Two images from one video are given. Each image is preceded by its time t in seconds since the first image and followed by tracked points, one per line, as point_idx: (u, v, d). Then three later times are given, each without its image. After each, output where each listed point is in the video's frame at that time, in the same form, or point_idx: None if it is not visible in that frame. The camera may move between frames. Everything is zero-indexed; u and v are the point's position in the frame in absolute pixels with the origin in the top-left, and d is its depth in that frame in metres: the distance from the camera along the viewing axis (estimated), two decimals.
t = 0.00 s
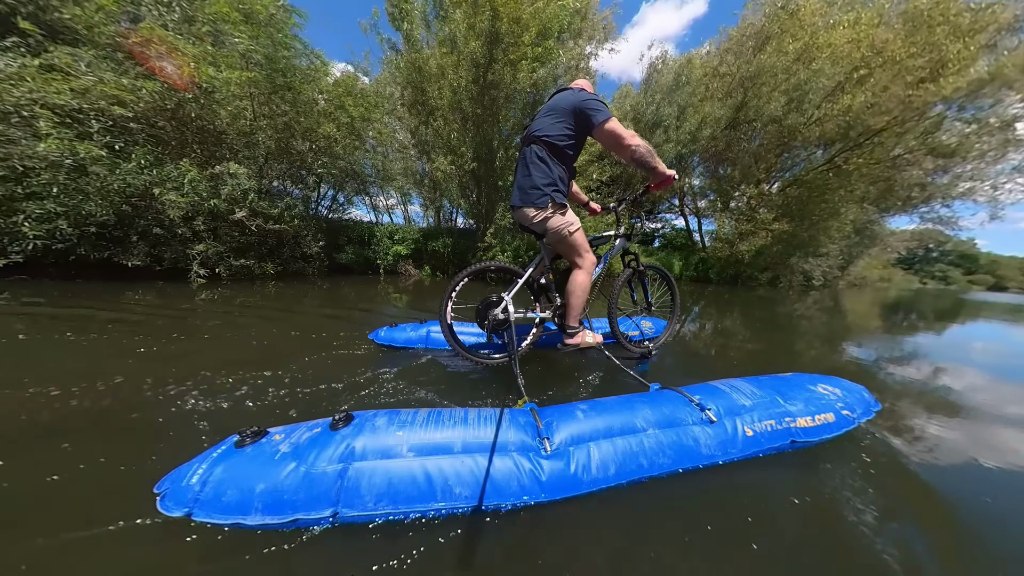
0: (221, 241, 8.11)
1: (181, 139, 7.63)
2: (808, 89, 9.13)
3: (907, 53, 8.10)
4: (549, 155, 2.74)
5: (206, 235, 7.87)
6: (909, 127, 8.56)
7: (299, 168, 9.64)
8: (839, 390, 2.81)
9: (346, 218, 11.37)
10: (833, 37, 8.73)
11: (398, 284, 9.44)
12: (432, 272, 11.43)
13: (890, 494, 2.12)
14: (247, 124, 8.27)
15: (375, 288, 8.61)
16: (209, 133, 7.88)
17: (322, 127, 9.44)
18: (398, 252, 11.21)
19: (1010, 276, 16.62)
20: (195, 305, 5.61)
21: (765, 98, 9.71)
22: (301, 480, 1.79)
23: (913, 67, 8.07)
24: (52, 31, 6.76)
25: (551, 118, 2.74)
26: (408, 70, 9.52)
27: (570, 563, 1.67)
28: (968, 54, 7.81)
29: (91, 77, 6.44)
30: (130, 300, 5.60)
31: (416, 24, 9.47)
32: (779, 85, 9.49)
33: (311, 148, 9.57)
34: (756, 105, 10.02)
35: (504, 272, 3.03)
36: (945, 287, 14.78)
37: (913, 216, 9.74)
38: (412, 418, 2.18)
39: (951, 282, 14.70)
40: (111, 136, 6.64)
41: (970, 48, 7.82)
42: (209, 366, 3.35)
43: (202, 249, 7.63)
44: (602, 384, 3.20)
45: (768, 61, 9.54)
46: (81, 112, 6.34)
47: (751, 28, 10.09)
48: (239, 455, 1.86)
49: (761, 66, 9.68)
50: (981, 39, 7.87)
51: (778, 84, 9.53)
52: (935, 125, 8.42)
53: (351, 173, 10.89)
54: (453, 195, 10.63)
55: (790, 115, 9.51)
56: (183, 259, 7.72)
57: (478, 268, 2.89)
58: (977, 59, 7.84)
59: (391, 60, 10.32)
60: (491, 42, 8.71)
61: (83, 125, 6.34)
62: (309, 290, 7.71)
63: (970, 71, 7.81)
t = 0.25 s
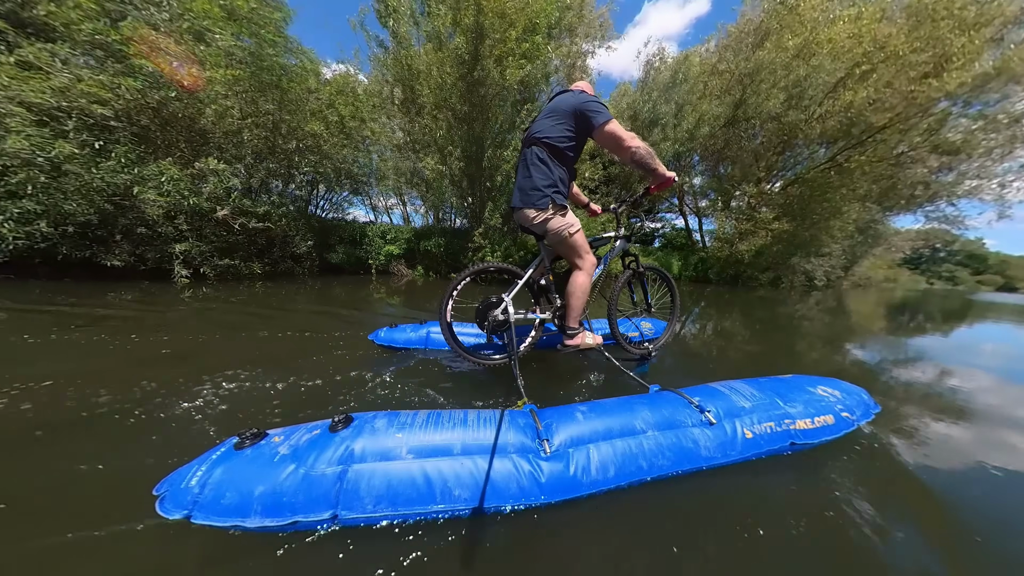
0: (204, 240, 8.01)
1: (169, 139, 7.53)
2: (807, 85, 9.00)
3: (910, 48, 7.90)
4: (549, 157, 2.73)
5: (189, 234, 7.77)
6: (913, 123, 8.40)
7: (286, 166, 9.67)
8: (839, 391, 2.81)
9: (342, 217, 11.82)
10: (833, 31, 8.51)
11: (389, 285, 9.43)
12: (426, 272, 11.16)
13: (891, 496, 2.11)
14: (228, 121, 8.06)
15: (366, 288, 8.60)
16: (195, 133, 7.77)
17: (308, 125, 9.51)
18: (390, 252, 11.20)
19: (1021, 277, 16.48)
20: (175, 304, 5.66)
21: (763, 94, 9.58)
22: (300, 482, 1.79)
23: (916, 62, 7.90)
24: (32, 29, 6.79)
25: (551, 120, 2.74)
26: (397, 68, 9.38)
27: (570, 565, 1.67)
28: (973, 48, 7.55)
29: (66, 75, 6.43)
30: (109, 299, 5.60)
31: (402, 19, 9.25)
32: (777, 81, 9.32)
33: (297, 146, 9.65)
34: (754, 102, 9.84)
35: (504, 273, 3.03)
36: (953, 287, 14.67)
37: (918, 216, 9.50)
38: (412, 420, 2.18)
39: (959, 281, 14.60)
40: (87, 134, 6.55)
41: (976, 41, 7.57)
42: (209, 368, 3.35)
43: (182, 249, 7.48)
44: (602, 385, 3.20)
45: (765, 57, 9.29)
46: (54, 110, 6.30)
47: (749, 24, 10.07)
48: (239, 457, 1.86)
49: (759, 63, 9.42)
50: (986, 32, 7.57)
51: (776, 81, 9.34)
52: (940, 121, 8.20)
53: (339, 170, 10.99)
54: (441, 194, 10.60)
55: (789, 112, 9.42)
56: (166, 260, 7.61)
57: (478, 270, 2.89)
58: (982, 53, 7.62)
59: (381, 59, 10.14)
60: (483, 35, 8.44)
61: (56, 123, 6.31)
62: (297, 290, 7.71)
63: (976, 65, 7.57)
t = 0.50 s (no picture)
0: (188, 240, 8.00)
1: (148, 138, 7.54)
2: (807, 80, 8.71)
3: (914, 42, 7.56)
4: (550, 158, 2.73)
5: (171, 234, 7.76)
6: (919, 118, 8.14)
7: (271, 165, 9.54)
8: (839, 392, 2.79)
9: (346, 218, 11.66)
10: (834, 25, 8.40)
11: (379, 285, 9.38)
12: (417, 272, 11.04)
13: (893, 497, 2.10)
14: (213, 118, 8.22)
15: (359, 288, 8.59)
16: (176, 134, 7.85)
17: (293, 122, 9.36)
18: (382, 252, 11.01)
19: None
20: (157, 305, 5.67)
21: (762, 90, 9.44)
22: (299, 483, 1.79)
23: (922, 57, 7.54)
24: (9, 24, 6.59)
25: (553, 121, 2.73)
26: (382, 64, 9.65)
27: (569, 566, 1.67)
28: (981, 40, 7.18)
29: (39, 72, 6.33)
30: (92, 299, 5.63)
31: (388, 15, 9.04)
32: (777, 77, 9.16)
33: (282, 144, 9.47)
34: (753, 98, 9.68)
35: (504, 274, 3.03)
36: (962, 287, 14.56)
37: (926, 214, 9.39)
38: (412, 421, 2.18)
39: (969, 282, 14.49)
40: (63, 132, 6.46)
41: (983, 34, 7.19)
42: (208, 369, 3.35)
43: (163, 250, 7.44)
44: (602, 386, 3.19)
45: (764, 53, 9.18)
46: (29, 108, 6.20)
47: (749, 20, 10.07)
48: (238, 457, 1.86)
49: (758, 59, 9.33)
50: (995, 25, 7.17)
51: (775, 76, 9.18)
52: (949, 115, 7.97)
53: (334, 170, 10.80)
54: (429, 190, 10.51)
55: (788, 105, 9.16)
56: (147, 261, 7.56)
57: (478, 270, 2.88)
58: (991, 46, 7.25)
59: (373, 56, 9.99)
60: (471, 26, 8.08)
61: (31, 121, 6.19)
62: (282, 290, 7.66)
63: (984, 58, 7.22)
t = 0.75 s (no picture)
0: (171, 238, 7.85)
1: (131, 135, 7.38)
2: (807, 77, 8.59)
3: (919, 36, 7.36)
4: (550, 159, 2.73)
5: (155, 233, 7.61)
6: (924, 115, 8.03)
7: (257, 161, 9.38)
8: (839, 393, 2.78)
9: (349, 218, 12.04)
10: (835, 19, 8.16)
11: (372, 284, 9.33)
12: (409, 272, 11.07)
13: (894, 498, 2.10)
14: (202, 117, 7.97)
15: (350, 288, 8.54)
16: (159, 135, 7.68)
17: (281, 119, 9.12)
18: (372, 251, 11.15)
19: None
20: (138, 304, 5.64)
21: (761, 86, 9.35)
22: (299, 483, 1.80)
23: (927, 52, 7.36)
24: None
25: (552, 122, 2.73)
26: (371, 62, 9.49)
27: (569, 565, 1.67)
28: (988, 33, 6.98)
29: (12, 68, 6.13)
30: (90, 300, 5.62)
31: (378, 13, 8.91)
32: (777, 74, 9.07)
33: (268, 142, 9.25)
34: (751, 95, 9.63)
35: (504, 274, 3.02)
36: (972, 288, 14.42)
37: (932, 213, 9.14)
38: (411, 421, 2.18)
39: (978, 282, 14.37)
40: (41, 129, 6.32)
41: (991, 26, 6.97)
42: (208, 369, 3.36)
43: (145, 249, 7.29)
44: (602, 386, 3.19)
45: (764, 50, 9.16)
46: (5, 105, 6.07)
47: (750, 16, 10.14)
48: (238, 458, 1.86)
49: (758, 56, 9.33)
50: (1004, 17, 6.89)
51: (774, 73, 9.13)
52: (956, 111, 7.87)
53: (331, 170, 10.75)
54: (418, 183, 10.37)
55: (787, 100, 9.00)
56: (130, 261, 7.41)
57: (478, 271, 2.88)
58: (999, 38, 7.01)
59: (364, 55, 9.92)
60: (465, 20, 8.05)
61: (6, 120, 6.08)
62: (268, 290, 7.61)
63: (992, 52, 7.02)
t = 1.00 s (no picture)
0: (154, 238, 7.79)
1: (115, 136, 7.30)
2: (807, 72, 8.60)
3: (926, 29, 7.29)
4: (549, 159, 2.73)
5: (138, 233, 7.56)
6: (929, 109, 7.79)
7: (246, 160, 9.28)
8: (839, 393, 2.77)
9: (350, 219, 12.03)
10: (838, 12, 8.25)
11: (362, 285, 9.26)
12: (401, 271, 11.05)
13: (895, 498, 2.09)
14: (188, 116, 7.96)
15: (341, 287, 8.50)
16: (142, 132, 7.58)
17: (267, 117, 8.97)
18: (364, 250, 11.25)
19: None
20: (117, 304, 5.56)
21: (760, 82, 9.36)
22: (299, 484, 1.80)
23: (933, 44, 7.27)
24: None
25: (551, 122, 2.73)
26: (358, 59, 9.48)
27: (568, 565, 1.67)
28: (997, 24, 6.85)
29: None
30: (91, 300, 5.64)
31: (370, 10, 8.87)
32: (776, 70, 9.07)
33: (255, 141, 9.13)
34: (750, 91, 9.58)
35: (504, 275, 3.02)
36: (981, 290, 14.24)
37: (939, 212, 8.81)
38: (411, 421, 2.18)
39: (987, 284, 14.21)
40: (18, 129, 6.17)
41: (1001, 16, 6.83)
42: (208, 370, 3.36)
43: (127, 249, 7.27)
44: (601, 386, 3.19)
45: (763, 44, 9.17)
46: None
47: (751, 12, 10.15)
48: (238, 458, 1.87)
49: (757, 49, 9.33)
50: (1013, 6, 6.78)
51: (773, 68, 9.14)
52: (964, 105, 7.57)
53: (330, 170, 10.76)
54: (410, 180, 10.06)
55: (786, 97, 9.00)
56: (112, 261, 7.38)
57: (477, 271, 2.88)
58: (1010, 28, 6.86)
59: (354, 54, 9.88)
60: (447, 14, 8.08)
61: None
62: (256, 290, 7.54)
63: (1002, 43, 6.86)
